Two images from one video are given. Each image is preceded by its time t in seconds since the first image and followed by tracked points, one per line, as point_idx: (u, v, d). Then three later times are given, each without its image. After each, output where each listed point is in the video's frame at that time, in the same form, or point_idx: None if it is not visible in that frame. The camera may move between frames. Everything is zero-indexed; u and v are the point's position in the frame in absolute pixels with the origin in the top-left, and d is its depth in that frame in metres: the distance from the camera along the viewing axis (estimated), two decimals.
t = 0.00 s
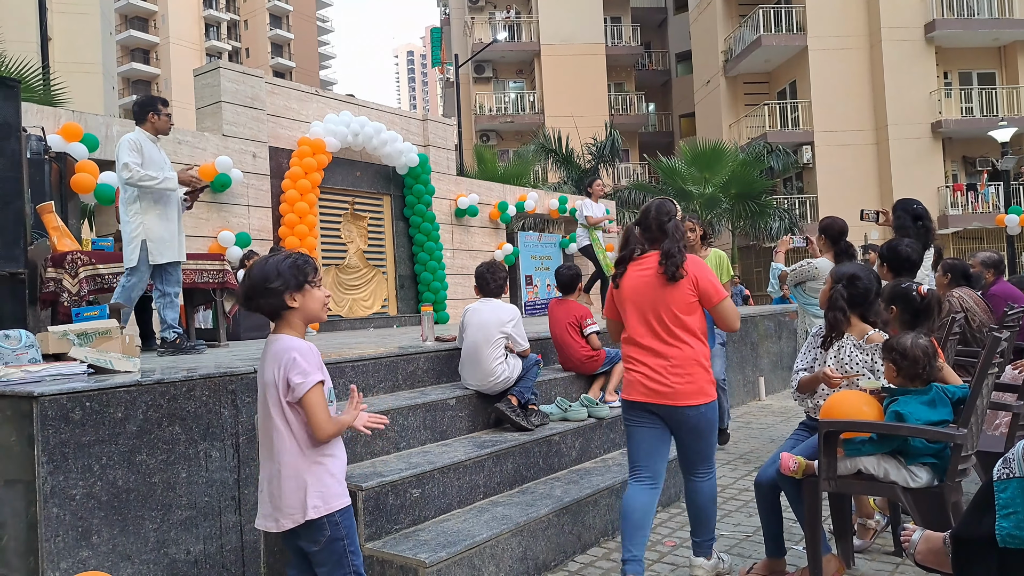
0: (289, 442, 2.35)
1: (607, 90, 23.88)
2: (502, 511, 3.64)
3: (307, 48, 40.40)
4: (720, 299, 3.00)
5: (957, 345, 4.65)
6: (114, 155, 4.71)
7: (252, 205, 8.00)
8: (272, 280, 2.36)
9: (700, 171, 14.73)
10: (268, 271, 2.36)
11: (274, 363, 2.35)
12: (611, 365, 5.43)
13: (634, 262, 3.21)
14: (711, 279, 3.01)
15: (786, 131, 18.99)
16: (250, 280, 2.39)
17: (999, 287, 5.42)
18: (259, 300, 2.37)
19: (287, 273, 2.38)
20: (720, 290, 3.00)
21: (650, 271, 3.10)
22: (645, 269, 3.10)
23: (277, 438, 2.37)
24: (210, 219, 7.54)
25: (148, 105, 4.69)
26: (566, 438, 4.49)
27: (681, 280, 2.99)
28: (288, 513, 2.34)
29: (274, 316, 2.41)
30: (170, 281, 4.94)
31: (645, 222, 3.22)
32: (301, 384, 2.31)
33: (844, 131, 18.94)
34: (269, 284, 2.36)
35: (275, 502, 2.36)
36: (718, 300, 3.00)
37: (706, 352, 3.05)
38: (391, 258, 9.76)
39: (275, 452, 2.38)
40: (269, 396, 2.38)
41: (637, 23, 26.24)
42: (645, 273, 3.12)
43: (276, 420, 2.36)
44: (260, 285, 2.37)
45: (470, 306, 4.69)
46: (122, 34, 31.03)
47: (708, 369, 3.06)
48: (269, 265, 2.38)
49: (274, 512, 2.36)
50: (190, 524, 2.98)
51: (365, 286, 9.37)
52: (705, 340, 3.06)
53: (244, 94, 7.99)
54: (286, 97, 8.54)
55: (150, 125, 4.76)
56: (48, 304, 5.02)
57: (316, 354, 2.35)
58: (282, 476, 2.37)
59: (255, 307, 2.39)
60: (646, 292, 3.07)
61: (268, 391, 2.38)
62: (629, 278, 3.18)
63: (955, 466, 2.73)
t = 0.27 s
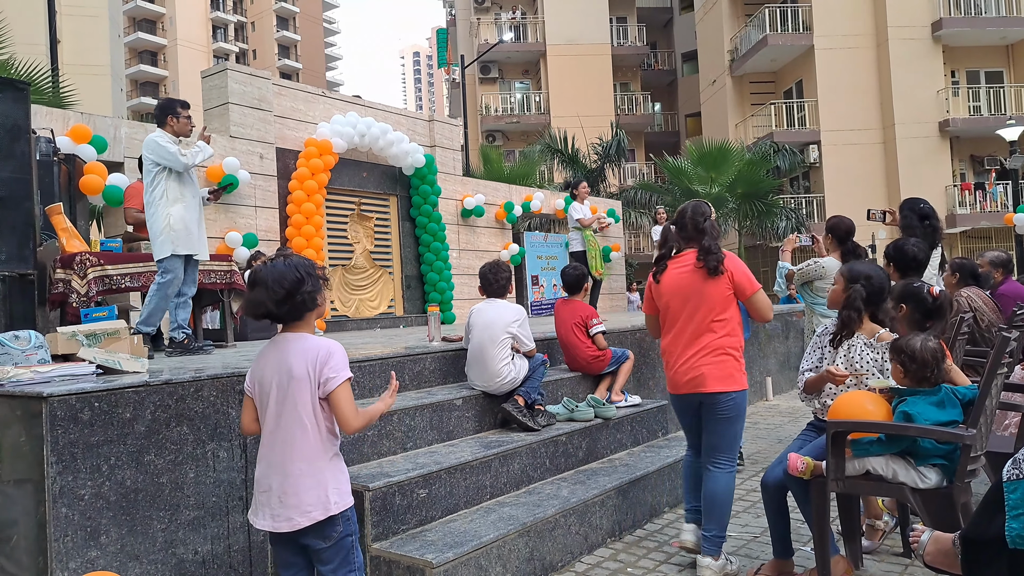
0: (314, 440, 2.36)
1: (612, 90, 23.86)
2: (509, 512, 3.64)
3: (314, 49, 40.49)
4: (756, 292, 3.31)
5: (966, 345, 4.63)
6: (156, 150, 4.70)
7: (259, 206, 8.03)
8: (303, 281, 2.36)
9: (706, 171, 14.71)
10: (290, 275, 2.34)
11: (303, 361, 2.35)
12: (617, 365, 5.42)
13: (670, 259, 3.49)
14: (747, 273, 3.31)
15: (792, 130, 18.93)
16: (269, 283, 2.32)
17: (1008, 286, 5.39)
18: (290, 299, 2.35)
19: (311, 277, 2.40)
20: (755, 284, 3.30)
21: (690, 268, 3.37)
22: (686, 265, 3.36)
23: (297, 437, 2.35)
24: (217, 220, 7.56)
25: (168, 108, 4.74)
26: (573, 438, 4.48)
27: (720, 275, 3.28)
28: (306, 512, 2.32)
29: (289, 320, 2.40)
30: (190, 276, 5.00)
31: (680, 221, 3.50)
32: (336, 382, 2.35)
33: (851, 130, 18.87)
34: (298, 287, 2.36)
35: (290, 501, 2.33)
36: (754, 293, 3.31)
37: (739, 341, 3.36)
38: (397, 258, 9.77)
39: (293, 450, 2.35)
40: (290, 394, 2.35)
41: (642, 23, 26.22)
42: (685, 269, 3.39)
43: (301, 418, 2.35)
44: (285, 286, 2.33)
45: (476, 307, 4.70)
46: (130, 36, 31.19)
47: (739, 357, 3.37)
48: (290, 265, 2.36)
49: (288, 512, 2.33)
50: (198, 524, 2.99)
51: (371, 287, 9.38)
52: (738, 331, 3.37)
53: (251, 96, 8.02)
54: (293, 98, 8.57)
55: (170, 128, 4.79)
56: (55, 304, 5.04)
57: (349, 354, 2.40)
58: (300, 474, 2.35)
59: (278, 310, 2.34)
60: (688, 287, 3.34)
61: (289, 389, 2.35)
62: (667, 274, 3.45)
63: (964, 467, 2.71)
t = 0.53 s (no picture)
0: (327, 436, 2.39)
1: (614, 90, 23.85)
2: (510, 512, 3.64)
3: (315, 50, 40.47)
4: (775, 297, 3.52)
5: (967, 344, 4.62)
6: (177, 148, 4.72)
7: (261, 207, 8.03)
8: (318, 282, 2.40)
9: (707, 171, 14.70)
10: (307, 274, 2.38)
11: (319, 359, 2.37)
12: (618, 364, 5.42)
13: (694, 268, 3.77)
14: (764, 280, 3.54)
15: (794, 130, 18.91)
16: (288, 282, 2.34)
17: (1009, 285, 5.38)
18: (306, 298, 2.37)
19: (323, 277, 2.44)
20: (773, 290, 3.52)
21: (711, 276, 3.64)
22: (706, 274, 3.64)
23: (311, 434, 2.36)
24: (219, 220, 7.57)
25: (175, 110, 4.78)
26: (574, 438, 4.48)
27: (738, 280, 3.53)
28: (322, 508, 2.33)
29: (298, 321, 2.41)
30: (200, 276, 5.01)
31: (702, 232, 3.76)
32: (350, 380, 2.41)
33: (853, 130, 18.85)
34: (314, 287, 2.40)
35: (305, 497, 2.32)
36: (773, 297, 3.52)
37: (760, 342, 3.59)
38: (398, 258, 9.77)
39: (306, 447, 2.35)
40: (304, 391, 2.35)
41: (643, 23, 26.24)
42: (706, 277, 3.66)
43: (317, 415, 2.36)
44: (302, 285, 2.36)
45: (476, 307, 4.69)
46: (132, 37, 31.23)
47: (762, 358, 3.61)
48: (304, 265, 2.39)
49: (302, 508, 2.32)
50: (200, 525, 2.99)
51: (373, 287, 9.39)
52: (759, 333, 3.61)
53: (253, 97, 8.03)
54: (295, 99, 8.57)
55: (175, 130, 4.84)
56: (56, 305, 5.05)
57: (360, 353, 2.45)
58: (313, 471, 2.35)
59: (294, 308, 2.36)
60: (709, 296, 3.61)
61: (303, 385, 2.35)
62: (691, 282, 3.73)
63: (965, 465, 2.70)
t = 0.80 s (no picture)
0: (339, 432, 2.41)
1: (615, 91, 23.86)
2: (511, 513, 3.64)
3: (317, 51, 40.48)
4: (795, 287, 3.56)
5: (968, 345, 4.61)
6: (181, 149, 4.75)
7: (262, 207, 8.03)
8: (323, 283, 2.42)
9: (708, 172, 14.69)
10: (312, 278, 2.38)
11: (330, 356, 2.39)
12: (619, 365, 5.41)
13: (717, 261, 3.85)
14: (785, 270, 3.58)
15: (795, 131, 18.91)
16: (293, 284, 2.35)
17: (1011, 286, 5.37)
18: (313, 300, 2.38)
19: (329, 282, 2.44)
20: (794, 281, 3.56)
21: (733, 268, 3.71)
22: (728, 267, 3.71)
23: (323, 430, 2.36)
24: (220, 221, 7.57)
25: (177, 109, 4.80)
26: (576, 439, 4.47)
27: (759, 270, 3.60)
28: (337, 503, 2.34)
29: (301, 323, 2.42)
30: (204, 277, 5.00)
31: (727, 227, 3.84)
32: (359, 376, 2.44)
33: (854, 131, 18.84)
34: (319, 291, 2.40)
35: (321, 492, 2.33)
36: (793, 287, 3.56)
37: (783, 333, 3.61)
38: (400, 259, 9.77)
39: (319, 443, 2.35)
40: (317, 388, 2.36)
41: (644, 24, 26.24)
42: (727, 270, 3.73)
43: (329, 411, 2.37)
44: (306, 286, 2.36)
45: (476, 308, 4.68)
46: (134, 38, 31.27)
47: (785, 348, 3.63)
48: (308, 267, 2.39)
49: (318, 504, 2.32)
50: (201, 526, 2.99)
51: (374, 288, 9.39)
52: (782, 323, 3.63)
53: (254, 97, 8.04)
54: (297, 100, 8.58)
55: (177, 129, 4.86)
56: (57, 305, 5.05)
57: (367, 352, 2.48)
58: (327, 466, 2.36)
59: (300, 311, 2.37)
60: (730, 288, 3.67)
61: (315, 382, 2.36)
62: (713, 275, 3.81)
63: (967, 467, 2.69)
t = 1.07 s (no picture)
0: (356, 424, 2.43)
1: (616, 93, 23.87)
2: (513, 515, 3.64)
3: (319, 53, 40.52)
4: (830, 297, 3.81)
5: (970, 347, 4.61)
6: (172, 150, 4.71)
7: (265, 209, 8.04)
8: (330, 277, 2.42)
9: (710, 173, 14.69)
10: (318, 272, 2.37)
11: (343, 352, 2.40)
12: (621, 366, 5.40)
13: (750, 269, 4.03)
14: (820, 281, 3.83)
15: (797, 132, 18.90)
16: (298, 278, 2.33)
17: (1013, 288, 5.36)
18: (319, 296, 2.37)
19: (333, 279, 2.43)
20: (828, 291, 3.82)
21: (771, 276, 3.91)
22: (766, 272, 3.90)
23: (341, 425, 2.38)
24: (223, 223, 7.58)
25: (171, 109, 4.79)
26: (578, 441, 4.47)
27: (798, 280, 3.81)
28: (356, 496, 2.37)
29: (310, 320, 2.41)
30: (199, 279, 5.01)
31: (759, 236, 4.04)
32: (371, 370, 2.47)
33: (856, 133, 18.84)
34: (325, 284, 2.39)
35: (340, 488, 2.34)
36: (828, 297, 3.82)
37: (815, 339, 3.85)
38: (402, 261, 9.78)
39: (335, 439, 2.37)
40: (333, 384, 2.37)
41: (646, 26, 26.28)
42: (766, 275, 3.94)
43: (345, 406, 2.39)
44: (313, 279, 2.36)
45: (478, 310, 4.68)
46: (136, 40, 31.34)
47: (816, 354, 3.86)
48: (314, 263, 2.38)
49: (338, 500, 2.33)
50: (203, 527, 2.99)
51: (376, 289, 9.40)
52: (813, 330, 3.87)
53: (257, 99, 8.05)
54: (299, 102, 8.59)
55: (170, 129, 4.84)
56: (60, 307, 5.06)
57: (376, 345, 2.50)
58: (346, 460, 2.38)
59: (307, 304, 2.35)
60: (769, 290, 3.87)
61: (330, 379, 2.37)
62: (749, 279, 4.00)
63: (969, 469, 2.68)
